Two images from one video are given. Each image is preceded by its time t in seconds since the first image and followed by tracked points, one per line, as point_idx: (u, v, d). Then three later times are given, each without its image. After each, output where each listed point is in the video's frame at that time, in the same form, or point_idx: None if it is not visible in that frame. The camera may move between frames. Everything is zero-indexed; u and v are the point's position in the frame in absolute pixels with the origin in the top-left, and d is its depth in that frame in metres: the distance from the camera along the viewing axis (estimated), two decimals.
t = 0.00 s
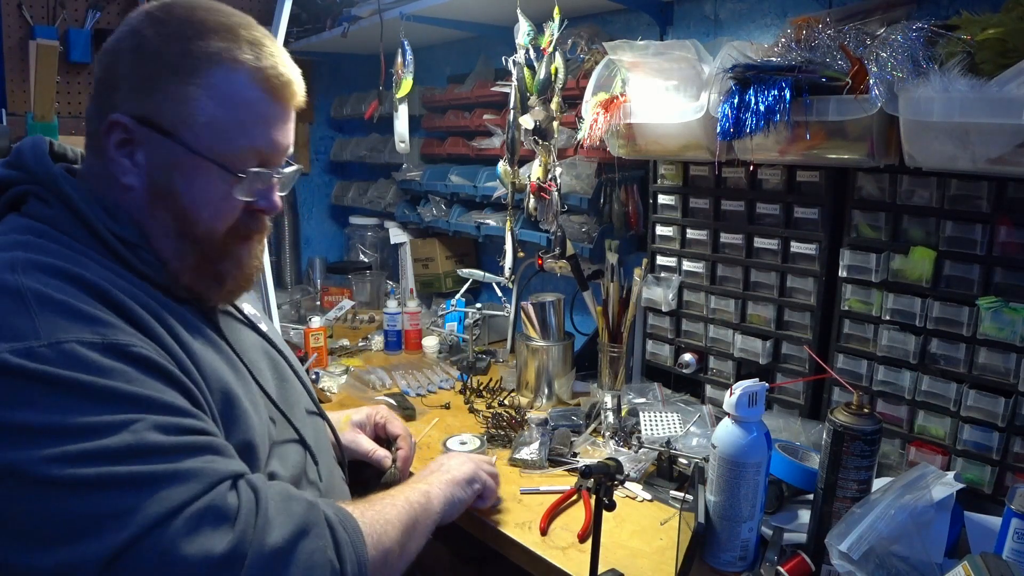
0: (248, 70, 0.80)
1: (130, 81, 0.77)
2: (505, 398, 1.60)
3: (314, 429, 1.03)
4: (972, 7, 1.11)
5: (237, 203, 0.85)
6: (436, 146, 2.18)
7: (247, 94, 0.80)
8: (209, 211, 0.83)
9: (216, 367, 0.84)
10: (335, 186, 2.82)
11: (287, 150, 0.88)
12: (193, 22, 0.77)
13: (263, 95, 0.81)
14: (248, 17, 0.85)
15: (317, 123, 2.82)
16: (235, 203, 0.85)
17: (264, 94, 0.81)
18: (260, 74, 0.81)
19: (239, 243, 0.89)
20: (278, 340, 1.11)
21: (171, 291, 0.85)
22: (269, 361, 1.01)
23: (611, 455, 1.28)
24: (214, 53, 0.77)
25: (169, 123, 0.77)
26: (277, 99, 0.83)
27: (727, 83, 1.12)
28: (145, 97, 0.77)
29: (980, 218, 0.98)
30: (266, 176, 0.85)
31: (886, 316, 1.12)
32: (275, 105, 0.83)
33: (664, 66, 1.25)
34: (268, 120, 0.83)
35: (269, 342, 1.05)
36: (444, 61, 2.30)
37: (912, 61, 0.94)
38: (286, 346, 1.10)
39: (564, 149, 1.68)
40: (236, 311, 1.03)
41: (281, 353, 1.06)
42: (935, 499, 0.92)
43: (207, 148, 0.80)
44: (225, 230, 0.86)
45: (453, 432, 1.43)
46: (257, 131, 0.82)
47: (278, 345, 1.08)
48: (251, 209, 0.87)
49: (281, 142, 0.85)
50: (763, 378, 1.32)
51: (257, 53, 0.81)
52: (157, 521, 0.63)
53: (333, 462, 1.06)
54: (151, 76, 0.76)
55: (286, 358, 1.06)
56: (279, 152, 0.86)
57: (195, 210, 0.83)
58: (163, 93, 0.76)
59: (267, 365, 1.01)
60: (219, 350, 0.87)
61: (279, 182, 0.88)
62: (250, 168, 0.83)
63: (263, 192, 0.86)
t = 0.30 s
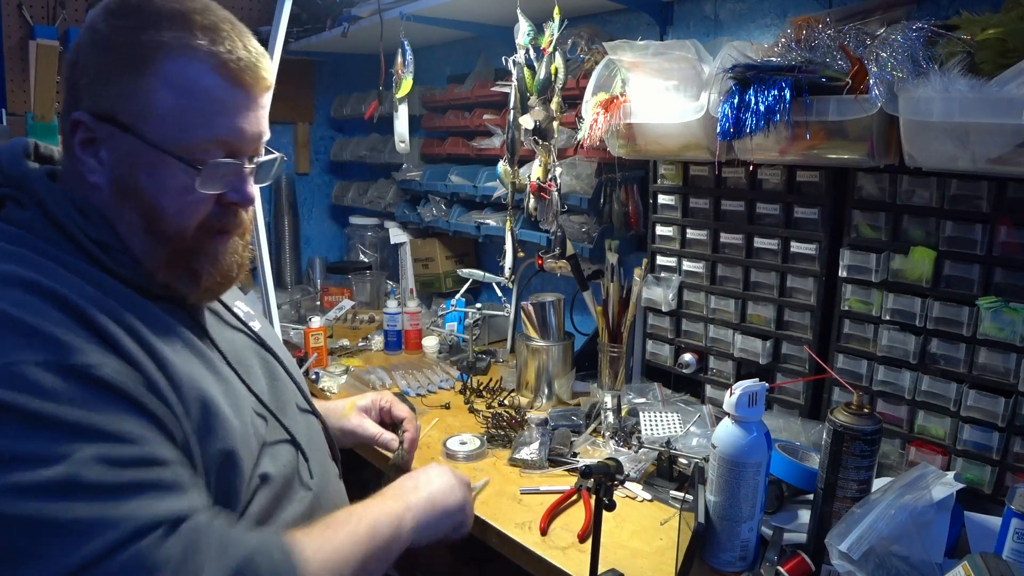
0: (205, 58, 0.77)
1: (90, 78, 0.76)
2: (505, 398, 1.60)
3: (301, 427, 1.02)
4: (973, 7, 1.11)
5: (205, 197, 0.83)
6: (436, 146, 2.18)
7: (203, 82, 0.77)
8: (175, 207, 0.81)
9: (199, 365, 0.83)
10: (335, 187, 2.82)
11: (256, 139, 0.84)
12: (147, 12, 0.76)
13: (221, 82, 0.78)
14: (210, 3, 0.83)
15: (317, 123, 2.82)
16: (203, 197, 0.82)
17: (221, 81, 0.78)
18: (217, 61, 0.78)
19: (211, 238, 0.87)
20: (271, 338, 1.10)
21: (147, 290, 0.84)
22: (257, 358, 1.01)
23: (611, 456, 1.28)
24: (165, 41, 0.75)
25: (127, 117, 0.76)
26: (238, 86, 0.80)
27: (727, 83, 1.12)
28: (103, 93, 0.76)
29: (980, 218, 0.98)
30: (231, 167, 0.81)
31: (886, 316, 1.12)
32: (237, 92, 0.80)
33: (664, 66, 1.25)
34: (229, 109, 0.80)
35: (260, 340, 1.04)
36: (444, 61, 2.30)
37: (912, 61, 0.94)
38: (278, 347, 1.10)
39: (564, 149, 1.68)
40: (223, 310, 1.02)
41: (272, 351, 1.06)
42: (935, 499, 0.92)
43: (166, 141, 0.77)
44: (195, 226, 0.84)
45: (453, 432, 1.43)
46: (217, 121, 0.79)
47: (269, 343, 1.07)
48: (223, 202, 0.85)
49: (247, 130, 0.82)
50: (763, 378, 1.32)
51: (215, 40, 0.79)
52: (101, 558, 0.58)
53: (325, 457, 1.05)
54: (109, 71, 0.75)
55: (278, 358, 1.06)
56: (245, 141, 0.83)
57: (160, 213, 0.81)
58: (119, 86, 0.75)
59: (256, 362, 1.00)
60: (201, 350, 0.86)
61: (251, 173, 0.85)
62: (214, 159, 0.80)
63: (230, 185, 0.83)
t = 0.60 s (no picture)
0: (169, 40, 0.77)
1: (60, 69, 0.76)
2: (505, 398, 1.60)
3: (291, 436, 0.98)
4: (973, 7, 1.11)
5: (173, 184, 0.80)
6: (436, 146, 2.18)
7: (168, 68, 0.77)
8: (143, 196, 0.79)
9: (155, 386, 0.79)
10: (335, 187, 2.82)
11: (228, 123, 0.84)
12: None
13: (186, 66, 0.78)
14: None
15: (317, 123, 2.82)
16: (171, 184, 0.80)
17: (186, 65, 0.78)
18: (182, 44, 0.78)
19: (186, 229, 0.83)
20: (275, 339, 1.07)
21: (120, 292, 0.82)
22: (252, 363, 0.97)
23: (611, 455, 1.28)
24: (126, 25, 0.75)
25: (92, 103, 0.75)
26: (204, 68, 0.80)
27: (728, 83, 1.12)
28: (71, 82, 0.76)
29: (980, 218, 0.99)
30: (201, 151, 0.81)
31: (886, 316, 1.12)
32: (202, 74, 0.80)
33: (664, 66, 1.25)
34: (196, 92, 0.79)
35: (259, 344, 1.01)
36: (443, 61, 2.30)
37: (912, 61, 0.94)
38: (280, 349, 1.06)
39: (564, 149, 1.68)
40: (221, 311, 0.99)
41: (272, 355, 1.02)
42: (935, 499, 0.92)
43: (130, 128, 0.76)
44: (165, 216, 0.81)
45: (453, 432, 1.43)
46: (182, 104, 0.78)
47: (271, 346, 1.04)
48: (193, 190, 0.82)
49: (215, 114, 0.82)
50: (763, 378, 1.32)
51: (181, 24, 0.79)
52: None
53: (317, 470, 1.00)
54: (75, 60, 0.75)
55: (278, 363, 1.02)
56: (214, 125, 0.82)
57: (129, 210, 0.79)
58: (85, 73, 0.75)
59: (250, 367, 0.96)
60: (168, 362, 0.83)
61: (223, 160, 0.84)
62: (181, 143, 0.79)
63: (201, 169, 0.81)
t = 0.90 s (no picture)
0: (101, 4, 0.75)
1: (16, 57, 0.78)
2: (505, 398, 1.60)
3: (270, 442, 0.95)
4: (973, 7, 1.11)
5: (119, 156, 0.78)
6: (436, 146, 2.18)
7: (96, 32, 0.74)
8: (91, 172, 0.77)
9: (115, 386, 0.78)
10: (335, 187, 2.82)
11: (173, 91, 0.80)
12: None
13: (116, 29, 0.75)
14: None
15: (317, 123, 2.82)
16: (116, 156, 0.77)
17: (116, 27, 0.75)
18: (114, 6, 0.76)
19: (138, 203, 0.80)
20: (273, 343, 1.05)
21: (85, 287, 0.81)
22: (237, 365, 0.94)
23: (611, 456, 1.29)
24: None
25: (38, 82, 0.75)
26: (138, 30, 0.77)
27: (727, 83, 1.12)
28: (22, 66, 0.77)
29: (980, 218, 0.98)
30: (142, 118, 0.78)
31: (886, 316, 1.12)
32: (137, 36, 0.76)
33: (664, 66, 1.25)
34: (132, 55, 0.76)
35: (252, 346, 0.98)
36: (443, 61, 2.30)
37: (912, 61, 0.94)
38: (275, 350, 1.03)
39: (564, 149, 1.68)
40: (215, 312, 0.98)
41: (266, 358, 1.00)
42: (935, 499, 0.92)
43: (72, 101, 0.75)
44: (114, 191, 0.78)
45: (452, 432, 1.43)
46: (118, 70, 0.76)
47: (266, 348, 1.01)
48: (141, 160, 0.79)
49: (153, 78, 0.78)
50: (763, 378, 1.32)
51: None
52: None
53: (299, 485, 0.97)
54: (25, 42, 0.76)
55: (273, 365, 1.00)
56: (155, 92, 0.79)
57: (87, 197, 0.77)
58: (32, 53, 0.76)
59: (233, 369, 0.94)
60: (131, 357, 0.82)
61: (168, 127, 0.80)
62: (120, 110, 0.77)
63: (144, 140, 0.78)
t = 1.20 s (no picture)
0: None
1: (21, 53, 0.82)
2: (505, 398, 1.60)
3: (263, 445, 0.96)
4: (973, 7, 1.11)
5: (111, 143, 0.80)
6: (436, 146, 2.18)
7: (90, 17, 0.77)
8: (84, 158, 0.80)
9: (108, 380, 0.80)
10: (335, 187, 2.82)
11: (168, 79, 0.83)
12: None
13: (110, 16, 0.78)
14: None
15: (317, 123, 2.82)
16: (108, 143, 0.80)
17: (111, 14, 0.78)
18: None
19: (130, 190, 0.82)
20: (273, 346, 1.05)
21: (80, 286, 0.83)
22: (233, 369, 0.96)
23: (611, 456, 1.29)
24: None
25: (40, 74, 0.79)
26: (134, 18, 0.79)
27: (727, 83, 1.12)
28: (25, 59, 0.80)
29: (980, 218, 0.98)
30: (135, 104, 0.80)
31: (886, 316, 1.12)
32: (132, 24, 0.79)
33: (664, 66, 1.25)
34: (128, 42, 0.79)
35: (251, 351, 0.99)
36: (444, 61, 2.30)
37: (912, 60, 0.93)
38: (274, 353, 1.04)
39: (564, 149, 1.68)
40: (214, 314, 0.99)
41: (265, 362, 1.01)
42: (935, 499, 0.92)
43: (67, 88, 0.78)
44: (107, 178, 0.81)
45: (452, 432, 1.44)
46: (113, 58, 0.79)
47: (265, 352, 1.02)
48: (133, 148, 0.81)
49: (146, 65, 0.81)
50: (763, 378, 1.32)
51: None
52: None
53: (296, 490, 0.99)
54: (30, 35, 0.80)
55: (271, 368, 1.01)
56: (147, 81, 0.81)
57: (79, 184, 0.80)
58: (33, 46, 0.80)
59: (228, 372, 0.95)
60: (127, 356, 0.84)
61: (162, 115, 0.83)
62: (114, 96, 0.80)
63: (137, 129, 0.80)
